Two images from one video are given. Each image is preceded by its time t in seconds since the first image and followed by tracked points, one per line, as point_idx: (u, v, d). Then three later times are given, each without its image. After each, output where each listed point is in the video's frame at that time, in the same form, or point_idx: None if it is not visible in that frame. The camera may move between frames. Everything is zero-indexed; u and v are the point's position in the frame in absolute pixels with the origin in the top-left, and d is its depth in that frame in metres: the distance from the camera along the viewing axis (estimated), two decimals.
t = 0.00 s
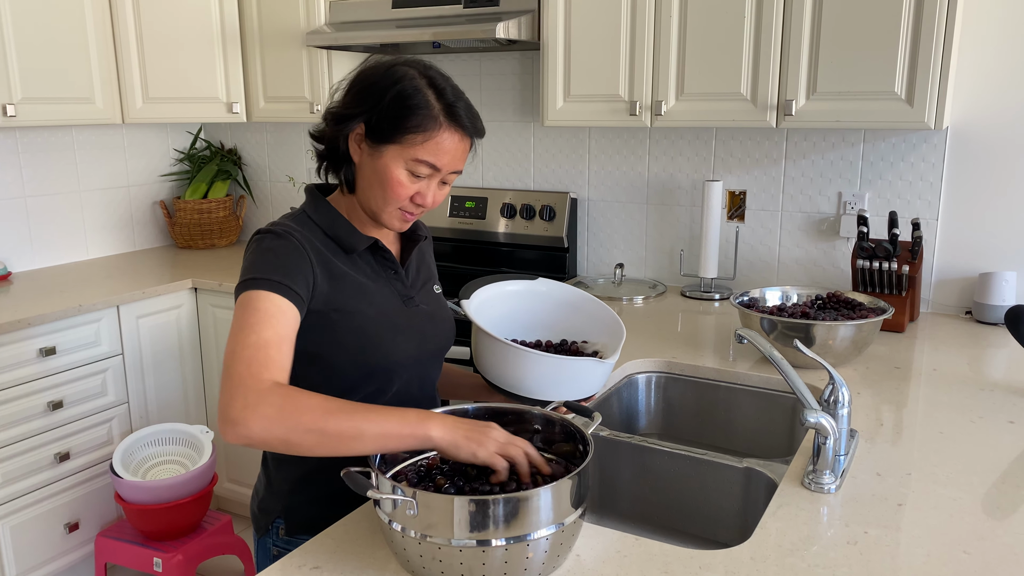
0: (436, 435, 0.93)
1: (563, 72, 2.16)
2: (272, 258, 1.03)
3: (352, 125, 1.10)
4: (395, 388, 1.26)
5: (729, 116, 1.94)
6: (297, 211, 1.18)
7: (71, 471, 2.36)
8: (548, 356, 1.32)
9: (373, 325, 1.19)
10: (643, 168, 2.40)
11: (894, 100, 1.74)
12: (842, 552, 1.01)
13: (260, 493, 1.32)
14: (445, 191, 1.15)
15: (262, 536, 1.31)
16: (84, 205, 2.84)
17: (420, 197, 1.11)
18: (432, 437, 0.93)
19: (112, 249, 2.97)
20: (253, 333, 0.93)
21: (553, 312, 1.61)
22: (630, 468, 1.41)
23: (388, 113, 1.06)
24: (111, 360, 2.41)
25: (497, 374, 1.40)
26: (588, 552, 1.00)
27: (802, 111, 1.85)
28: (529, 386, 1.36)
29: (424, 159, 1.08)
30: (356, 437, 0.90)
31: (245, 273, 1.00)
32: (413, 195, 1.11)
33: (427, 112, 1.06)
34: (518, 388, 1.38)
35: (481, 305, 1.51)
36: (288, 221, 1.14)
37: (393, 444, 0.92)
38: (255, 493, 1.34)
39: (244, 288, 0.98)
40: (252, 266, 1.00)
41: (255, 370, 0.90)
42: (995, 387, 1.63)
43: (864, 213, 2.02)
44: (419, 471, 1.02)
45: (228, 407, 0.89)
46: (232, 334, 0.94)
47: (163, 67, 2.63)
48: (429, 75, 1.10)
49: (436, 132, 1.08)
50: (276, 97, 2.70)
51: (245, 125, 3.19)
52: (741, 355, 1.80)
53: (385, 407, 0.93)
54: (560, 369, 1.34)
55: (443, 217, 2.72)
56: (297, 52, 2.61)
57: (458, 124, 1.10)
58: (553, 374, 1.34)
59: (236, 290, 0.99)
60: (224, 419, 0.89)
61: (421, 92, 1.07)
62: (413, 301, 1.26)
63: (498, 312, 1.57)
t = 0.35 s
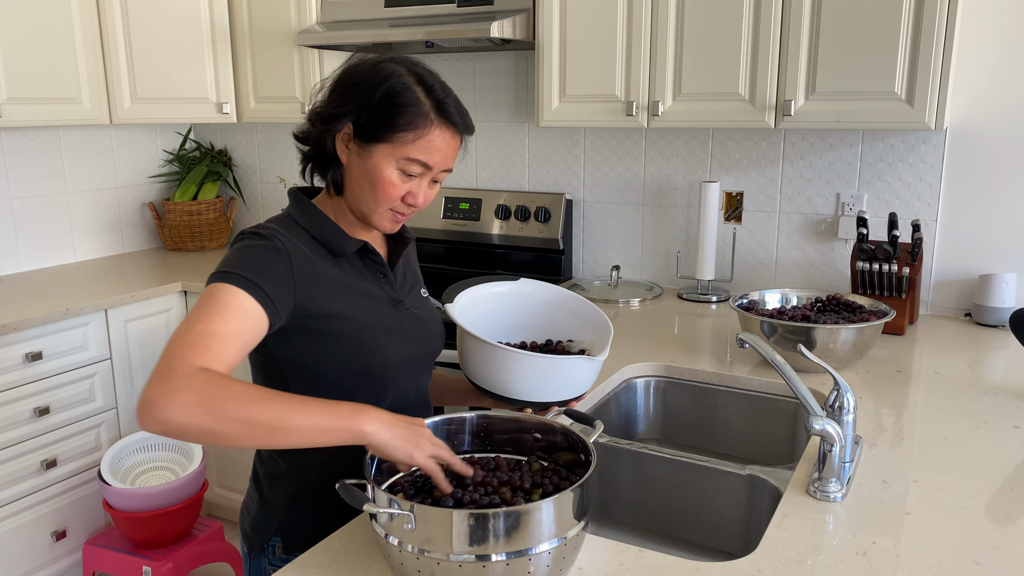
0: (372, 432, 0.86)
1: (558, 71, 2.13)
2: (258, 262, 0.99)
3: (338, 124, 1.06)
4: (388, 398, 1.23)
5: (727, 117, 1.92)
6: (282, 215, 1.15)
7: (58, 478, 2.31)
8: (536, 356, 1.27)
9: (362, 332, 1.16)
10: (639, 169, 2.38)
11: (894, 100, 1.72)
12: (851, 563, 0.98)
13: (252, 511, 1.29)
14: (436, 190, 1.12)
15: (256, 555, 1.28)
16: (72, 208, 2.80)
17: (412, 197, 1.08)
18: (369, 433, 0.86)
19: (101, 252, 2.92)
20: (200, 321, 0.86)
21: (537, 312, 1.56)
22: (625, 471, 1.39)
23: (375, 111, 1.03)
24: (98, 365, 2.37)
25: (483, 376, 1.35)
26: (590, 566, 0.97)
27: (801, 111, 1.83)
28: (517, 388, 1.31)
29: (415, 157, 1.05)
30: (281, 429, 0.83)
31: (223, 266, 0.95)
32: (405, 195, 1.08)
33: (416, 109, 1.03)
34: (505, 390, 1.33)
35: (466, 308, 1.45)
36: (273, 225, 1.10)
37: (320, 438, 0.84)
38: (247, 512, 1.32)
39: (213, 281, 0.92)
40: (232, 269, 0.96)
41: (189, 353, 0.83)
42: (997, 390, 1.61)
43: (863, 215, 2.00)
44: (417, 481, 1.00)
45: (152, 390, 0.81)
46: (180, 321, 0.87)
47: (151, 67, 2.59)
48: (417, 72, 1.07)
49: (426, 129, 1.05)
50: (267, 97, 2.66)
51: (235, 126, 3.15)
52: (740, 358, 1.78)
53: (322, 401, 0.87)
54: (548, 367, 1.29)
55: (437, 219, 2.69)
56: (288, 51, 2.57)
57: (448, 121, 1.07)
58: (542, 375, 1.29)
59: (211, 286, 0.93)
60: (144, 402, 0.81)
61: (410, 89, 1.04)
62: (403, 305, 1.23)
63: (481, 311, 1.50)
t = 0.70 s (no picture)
0: (395, 454, 0.85)
1: (554, 73, 2.10)
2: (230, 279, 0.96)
3: (305, 131, 1.03)
4: (374, 412, 1.19)
5: (726, 120, 1.90)
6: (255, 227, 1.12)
7: (45, 488, 2.27)
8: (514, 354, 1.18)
9: (348, 347, 1.13)
10: (635, 172, 2.35)
11: (894, 102, 1.70)
12: None
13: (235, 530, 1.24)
14: (412, 194, 1.09)
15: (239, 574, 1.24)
16: (59, 212, 2.75)
17: (386, 204, 1.05)
18: (394, 457, 0.85)
19: (89, 257, 2.88)
20: (199, 362, 0.83)
21: (525, 323, 1.50)
22: (624, 479, 1.36)
23: (342, 116, 1.00)
24: (87, 372, 2.33)
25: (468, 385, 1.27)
26: None
27: (800, 114, 1.81)
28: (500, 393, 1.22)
29: (385, 162, 1.02)
30: (309, 465, 0.82)
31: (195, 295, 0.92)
32: (378, 202, 1.05)
33: (385, 112, 1.00)
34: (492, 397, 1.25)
35: (450, 315, 1.39)
36: (247, 238, 1.07)
37: (349, 468, 0.84)
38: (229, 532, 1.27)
39: (196, 312, 0.88)
40: (204, 291, 0.92)
41: (198, 401, 0.81)
42: (1000, 396, 1.59)
43: (863, 218, 1.99)
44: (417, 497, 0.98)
45: (168, 444, 0.80)
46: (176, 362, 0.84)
47: (140, 69, 2.55)
48: (385, 72, 1.04)
49: (396, 132, 1.01)
50: (258, 99, 2.62)
51: (226, 128, 3.10)
52: (740, 364, 1.75)
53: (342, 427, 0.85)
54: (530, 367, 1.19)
55: (431, 223, 2.66)
56: (279, 53, 2.53)
57: (419, 123, 1.04)
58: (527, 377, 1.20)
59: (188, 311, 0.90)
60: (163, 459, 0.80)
61: (377, 91, 1.00)
62: (385, 316, 1.20)
63: (466, 323, 1.44)
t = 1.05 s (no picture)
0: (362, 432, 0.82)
1: (550, 76, 2.08)
2: (226, 295, 0.92)
3: (311, 145, 0.97)
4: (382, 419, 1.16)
5: (723, 123, 1.88)
6: (245, 241, 1.06)
7: (31, 499, 2.22)
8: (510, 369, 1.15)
9: (351, 353, 1.10)
10: (631, 176, 2.33)
11: (894, 106, 1.68)
12: None
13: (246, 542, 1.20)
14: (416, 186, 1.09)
15: None
16: (45, 217, 2.70)
17: (402, 202, 1.05)
18: (359, 435, 0.82)
19: (75, 262, 2.83)
20: (178, 385, 0.81)
21: (523, 328, 1.45)
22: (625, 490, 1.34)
23: (355, 124, 0.96)
24: (74, 381, 2.28)
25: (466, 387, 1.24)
26: None
27: (799, 117, 1.79)
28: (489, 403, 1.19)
29: (403, 162, 1.01)
30: (271, 467, 0.79)
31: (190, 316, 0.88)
32: (396, 202, 1.04)
33: (395, 112, 0.98)
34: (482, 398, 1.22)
35: (444, 323, 1.35)
36: (241, 251, 1.03)
37: (316, 458, 0.81)
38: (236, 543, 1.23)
39: (184, 331, 0.85)
40: (198, 310, 0.88)
41: (165, 421, 0.79)
42: (1003, 402, 1.57)
43: (862, 223, 1.97)
44: (417, 513, 0.95)
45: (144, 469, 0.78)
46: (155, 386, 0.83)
47: (127, 71, 2.51)
48: (378, 72, 1.01)
49: (408, 129, 1.00)
50: (248, 102, 2.58)
51: (215, 132, 3.06)
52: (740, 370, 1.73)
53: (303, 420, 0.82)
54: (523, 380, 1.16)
55: (424, 227, 2.62)
56: (270, 55, 2.49)
57: (423, 116, 1.03)
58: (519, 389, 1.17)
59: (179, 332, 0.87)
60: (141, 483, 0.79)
61: (386, 95, 0.98)
62: (385, 317, 1.17)
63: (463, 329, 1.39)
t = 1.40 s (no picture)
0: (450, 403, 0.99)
1: (544, 78, 2.05)
2: (263, 305, 0.94)
3: (342, 158, 0.96)
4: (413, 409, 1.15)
5: (720, 127, 1.86)
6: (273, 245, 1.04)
7: (14, 510, 2.16)
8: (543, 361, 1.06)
9: (387, 347, 1.09)
10: (626, 180, 2.31)
11: (893, 109, 1.67)
12: None
13: (278, 533, 1.16)
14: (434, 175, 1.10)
15: None
16: (28, 221, 2.65)
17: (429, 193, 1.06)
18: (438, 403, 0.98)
19: (59, 268, 2.77)
20: (271, 409, 0.92)
21: (547, 323, 1.40)
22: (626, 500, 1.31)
23: (382, 128, 0.96)
24: (58, 389, 2.23)
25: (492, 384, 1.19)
26: None
27: (797, 121, 1.78)
28: (516, 408, 1.08)
29: (429, 156, 1.03)
30: (379, 449, 0.95)
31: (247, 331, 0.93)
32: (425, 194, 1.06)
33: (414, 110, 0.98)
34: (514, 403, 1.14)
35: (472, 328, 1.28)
36: (273, 249, 1.02)
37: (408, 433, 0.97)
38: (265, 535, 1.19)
39: (250, 356, 0.92)
40: (252, 321, 0.93)
41: (281, 443, 0.92)
42: (1005, 408, 1.55)
43: (859, 227, 1.96)
44: (415, 529, 0.92)
45: (273, 480, 0.93)
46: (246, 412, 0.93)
47: (113, 74, 2.46)
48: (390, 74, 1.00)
49: (429, 124, 1.01)
50: (236, 106, 2.54)
51: (203, 135, 3.01)
52: (739, 376, 1.70)
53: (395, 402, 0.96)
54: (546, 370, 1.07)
55: (416, 231, 2.59)
56: (259, 57, 2.45)
57: (437, 109, 1.03)
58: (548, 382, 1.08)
59: (241, 347, 0.92)
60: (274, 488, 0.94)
61: (406, 95, 0.98)
62: (412, 314, 1.14)
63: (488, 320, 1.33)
